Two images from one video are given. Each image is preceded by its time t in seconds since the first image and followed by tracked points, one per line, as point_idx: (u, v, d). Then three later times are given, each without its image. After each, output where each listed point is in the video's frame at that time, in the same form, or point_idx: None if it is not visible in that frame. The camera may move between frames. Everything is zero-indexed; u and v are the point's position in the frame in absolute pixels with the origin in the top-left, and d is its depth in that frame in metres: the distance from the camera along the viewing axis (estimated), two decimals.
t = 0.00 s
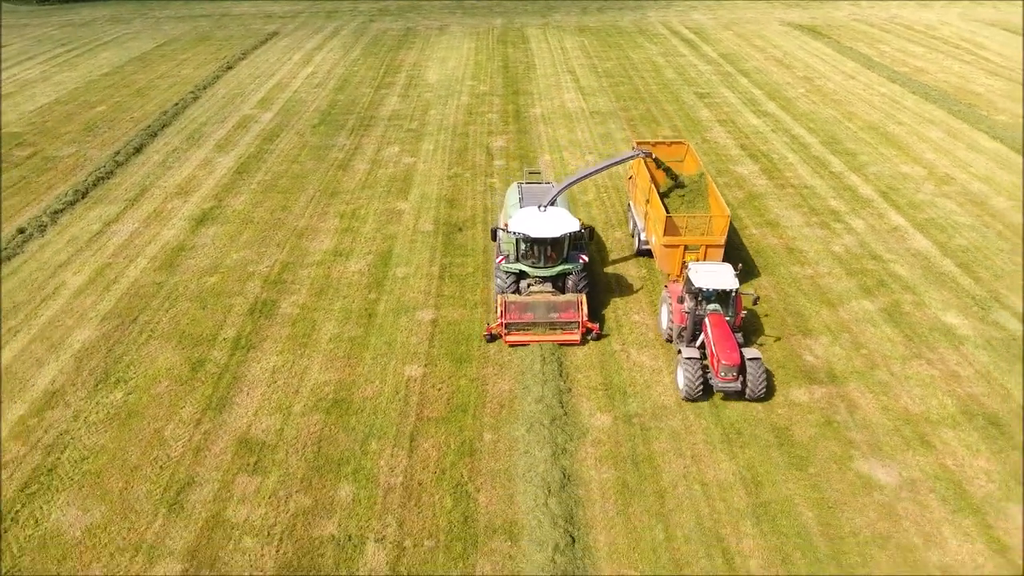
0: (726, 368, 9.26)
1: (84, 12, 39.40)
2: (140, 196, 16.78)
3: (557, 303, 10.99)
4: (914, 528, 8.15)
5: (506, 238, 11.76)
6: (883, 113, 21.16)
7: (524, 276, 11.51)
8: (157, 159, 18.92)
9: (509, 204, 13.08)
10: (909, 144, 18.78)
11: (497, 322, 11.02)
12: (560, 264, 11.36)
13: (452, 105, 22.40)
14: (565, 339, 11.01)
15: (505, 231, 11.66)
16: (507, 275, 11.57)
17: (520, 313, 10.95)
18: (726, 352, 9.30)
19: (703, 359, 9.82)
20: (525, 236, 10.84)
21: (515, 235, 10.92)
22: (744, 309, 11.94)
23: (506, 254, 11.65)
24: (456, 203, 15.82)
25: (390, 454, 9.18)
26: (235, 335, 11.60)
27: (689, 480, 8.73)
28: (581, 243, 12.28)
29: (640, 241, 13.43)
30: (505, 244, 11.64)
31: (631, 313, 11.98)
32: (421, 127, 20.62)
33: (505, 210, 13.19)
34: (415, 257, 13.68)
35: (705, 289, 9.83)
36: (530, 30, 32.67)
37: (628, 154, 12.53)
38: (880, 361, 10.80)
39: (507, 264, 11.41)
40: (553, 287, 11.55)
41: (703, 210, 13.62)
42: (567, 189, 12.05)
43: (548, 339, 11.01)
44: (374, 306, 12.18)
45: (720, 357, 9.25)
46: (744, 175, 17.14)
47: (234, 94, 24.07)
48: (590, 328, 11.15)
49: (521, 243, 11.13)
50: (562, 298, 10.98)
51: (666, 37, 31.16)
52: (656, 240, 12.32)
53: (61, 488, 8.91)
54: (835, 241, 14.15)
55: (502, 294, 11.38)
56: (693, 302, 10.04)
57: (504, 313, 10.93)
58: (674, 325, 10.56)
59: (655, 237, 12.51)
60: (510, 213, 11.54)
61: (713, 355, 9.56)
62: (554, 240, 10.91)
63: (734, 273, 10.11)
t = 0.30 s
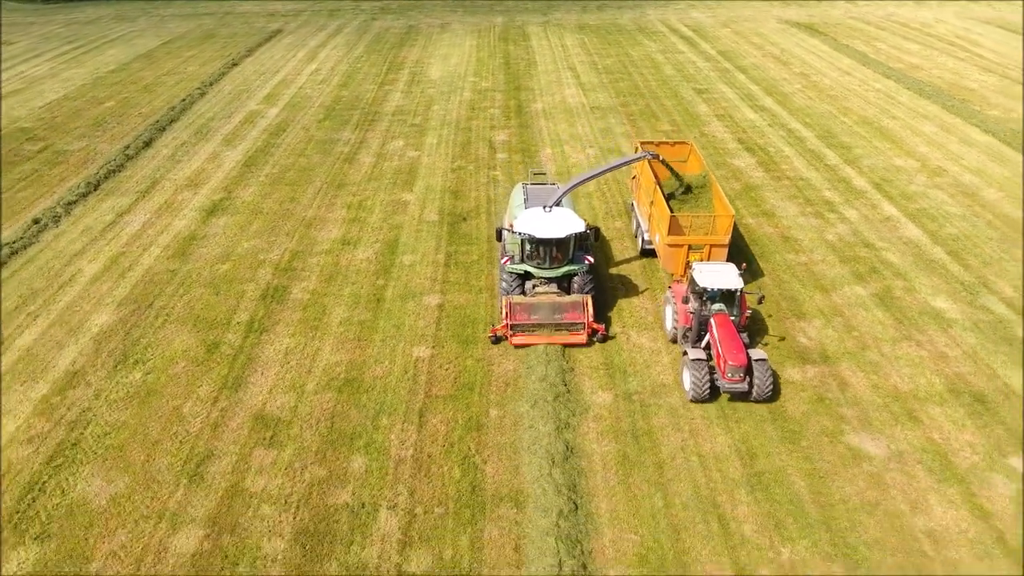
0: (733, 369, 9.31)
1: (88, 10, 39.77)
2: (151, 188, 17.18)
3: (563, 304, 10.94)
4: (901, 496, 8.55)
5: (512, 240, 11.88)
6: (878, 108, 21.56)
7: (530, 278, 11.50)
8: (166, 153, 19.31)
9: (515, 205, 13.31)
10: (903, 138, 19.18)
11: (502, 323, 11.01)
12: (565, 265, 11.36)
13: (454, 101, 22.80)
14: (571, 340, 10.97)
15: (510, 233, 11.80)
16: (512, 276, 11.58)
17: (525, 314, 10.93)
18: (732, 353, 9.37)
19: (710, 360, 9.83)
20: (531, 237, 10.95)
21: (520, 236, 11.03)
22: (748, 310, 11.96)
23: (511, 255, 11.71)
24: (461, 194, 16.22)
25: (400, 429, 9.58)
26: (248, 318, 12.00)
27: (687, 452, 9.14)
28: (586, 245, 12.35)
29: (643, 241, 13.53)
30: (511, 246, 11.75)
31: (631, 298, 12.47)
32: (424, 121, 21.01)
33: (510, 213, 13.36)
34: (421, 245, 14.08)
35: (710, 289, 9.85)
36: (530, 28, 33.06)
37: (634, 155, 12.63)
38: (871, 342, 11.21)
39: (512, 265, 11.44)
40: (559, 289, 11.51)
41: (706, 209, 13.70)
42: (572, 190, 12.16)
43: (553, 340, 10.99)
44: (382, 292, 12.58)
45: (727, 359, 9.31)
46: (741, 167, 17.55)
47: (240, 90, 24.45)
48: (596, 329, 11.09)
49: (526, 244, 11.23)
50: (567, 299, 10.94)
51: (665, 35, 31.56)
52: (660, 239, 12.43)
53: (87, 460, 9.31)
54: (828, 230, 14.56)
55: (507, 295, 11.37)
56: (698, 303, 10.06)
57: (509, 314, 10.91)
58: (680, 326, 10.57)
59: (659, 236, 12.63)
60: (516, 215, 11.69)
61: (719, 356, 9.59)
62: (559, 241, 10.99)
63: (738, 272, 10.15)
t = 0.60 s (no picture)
0: (740, 370, 9.24)
1: (93, 8, 40.16)
2: (162, 180, 17.60)
3: (568, 306, 11.04)
4: (888, 465, 8.99)
5: (517, 241, 11.75)
6: (873, 103, 22.01)
7: (535, 279, 11.51)
8: (176, 146, 19.73)
9: (520, 205, 13.10)
10: (896, 131, 19.62)
11: (507, 325, 11.04)
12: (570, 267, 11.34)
13: (457, 96, 23.23)
14: (576, 342, 11.01)
15: (516, 234, 11.69)
16: (517, 278, 11.54)
17: (530, 316, 10.98)
18: (738, 354, 9.30)
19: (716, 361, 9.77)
20: (537, 238, 10.85)
21: (526, 238, 10.93)
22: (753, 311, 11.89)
23: (516, 256, 11.62)
24: (465, 186, 16.65)
25: (410, 404, 10.00)
26: (261, 302, 12.42)
27: (684, 425, 9.57)
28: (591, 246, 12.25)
29: (646, 241, 13.51)
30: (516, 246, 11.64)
31: (631, 282, 12.98)
32: (429, 116, 21.44)
33: (514, 213, 13.17)
34: (427, 233, 14.51)
35: (715, 291, 9.83)
36: (531, 26, 33.49)
37: (639, 156, 12.59)
38: (862, 324, 11.64)
39: (518, 266, 11.35)
40: (564, 290, 11.57)
41: (710, 209, 13.68)
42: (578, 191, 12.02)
43: (558, 342, 11.02)
44: (390, 278, 13.00)
45: (734, 360, 9.24)
46: (738, 159, 17.99)
47: (247, 86, 24.88)
48: (601, 331, 11.13)
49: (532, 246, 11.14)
50: (572, 301, 11.06)
51: (665, 32, 32.00)
52: (664, 238, 12.40)
53: (110, 434, 9.73)
54: (822, 219, 15.00)
55: (513, 297, 11.39)
56: (703, 304, 10.02)
57: (514, 316, 10.94)
58: (685, 327, 10.51)
59: (663, 237, 12.59)
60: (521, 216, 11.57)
61: (725, 357, 9.53)
62: (566, 242, 10.92)
63: (742, 273, 10.12)
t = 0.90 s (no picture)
0: (747, 370, 9.27)
1: (98, 7, 40.58)
2: (173, 172, 18.04)
3: (573, 305, 10.98)
4: (875, 436, 9.44)
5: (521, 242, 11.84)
6: (867, 98, 22.47)
7: (540, 280, 11.54)
8: (185, 140, 20.16)
9: (523, 207, 13.21)
10: (890, 125, 20.07)
11: (512, 326, 11.00)
12: (575, 267, 11.42)
13: (460, 92, 23.68)
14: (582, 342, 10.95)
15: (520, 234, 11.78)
16: (522, 278, 11.58)
17: (536, 316, 10.94)
18: (746, 354, 9.32)
19: (722, 361, 9.77)
20: (542, 239, 10.95)
21: (531, 238, 11.02)
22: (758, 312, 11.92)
23: (521, 257, 11.69)
24: (469, 177, 17.09)
25: (419, 381, 10.45)
26: (273, 287, 12.86)
27: (681, 400, 10.02)
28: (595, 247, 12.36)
29: (650, 241, 13.55)
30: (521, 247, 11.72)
31: (631, 270, 13.49)
32: (432, 111, 21.88)
33: (518, 215, 13.27)
34: (432, 222, 14.95)
35: (721, 290, 9.87)
36: (532, 24, 33.93)
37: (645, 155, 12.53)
38: (853, 307, 12.09)
39: (523, 267, 11.43)
40: (568, 291, 11.57)
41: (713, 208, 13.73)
42: (583, 191, 12.13)
43: (564, 343, 10.96)
44: (398, 264, 13.43)
45: (741, 360, 9.26)
46: (735, 152, 18.44)
47: (253, 82, 25.31)
48: (607, 331, 11.09)
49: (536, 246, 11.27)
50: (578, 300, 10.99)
51: (664, 30, 32.46)
52: (668, 238, 12.42)
53: (133, 408, 10.17)
54: (816, 209, 15.45)
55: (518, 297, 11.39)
56: (710, 305, 10.05)
57: (519, 316, 10.91)
58: (690, 328, 10.53)
59: (667, 237, 12.60)
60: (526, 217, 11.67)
61: (732, 356, 9.56)
62: (570, 243, 11.03)
63: (747, 273, 10.17)
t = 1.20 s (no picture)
0: (752, 370, 9.21)
1: (104, 6, 41.04)
2: (184, 164, 18.50)
3: (577, 306, 11.00)
4: (863, 409, 9.89)
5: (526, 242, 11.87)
6: (862, 93, 22.95)
7: (544, 280, 11.56)
8: (194, 134, 20.62)
9: (527, 207, 13.37)
10: (883, 119, 20.54)
11: (517, 326, 11.04)
12: (579, 267, 11.39)
13: (463, 87, 24.13)
14: (586, 342, 11.00)
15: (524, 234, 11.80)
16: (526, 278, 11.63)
17: (541, 316, 10.96)
18: (751, 354, 9.25)
19: (728, 361, 9.74)
20: (546, 239, 10.94)
21: (535, 239, 11.03)
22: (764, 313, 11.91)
23: (526, 257, 11.72)
24: (472, 169, 17.54)
25: (428, 359, 10.91)
26: (285, 271, 13.33)
27: (679, 376, 10.48)
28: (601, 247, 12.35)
29: (653, 241, 13.62)
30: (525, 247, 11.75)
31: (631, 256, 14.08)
32: (435, 105, 22.33)
33: (523, 215, 13.45)
34: (438, 212, 15.39)
35: (726, 291, 9.82)
36: (533, 22, 34.39)
37: (649, 158, 12.64)
38: (844, 291, 12.54)
39: (527, 267, 11.45)
40: (573, 291, 11.57)
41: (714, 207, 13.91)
42: (586, 192, 12.25)
43: (568, 343, 11.01)
44: (405, 251, 13.88)
45: (746, 360, 9.20)
46: (732, 145, 18.90)
47: (259, 78, 25.76)
48: (610, 331, 11.14)
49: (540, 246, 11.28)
50: (582, 301, 11.00)
51: (662, 28, 32.93)
52: (673, 239, 12.48)
53: (154, 384, 10.64)
54: (810, 199, 15.92)
55: (522, 297, 11.42)
56: (715, 305, 9.99)
57: (524, 316, 10.93)
58: (695, 327, 10.54)
59: (671, 238, 12.66)
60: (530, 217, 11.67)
61: (738, 356, 9.51)
62: (574, 243, 10.99)
63: (754, 274, 10.04)
